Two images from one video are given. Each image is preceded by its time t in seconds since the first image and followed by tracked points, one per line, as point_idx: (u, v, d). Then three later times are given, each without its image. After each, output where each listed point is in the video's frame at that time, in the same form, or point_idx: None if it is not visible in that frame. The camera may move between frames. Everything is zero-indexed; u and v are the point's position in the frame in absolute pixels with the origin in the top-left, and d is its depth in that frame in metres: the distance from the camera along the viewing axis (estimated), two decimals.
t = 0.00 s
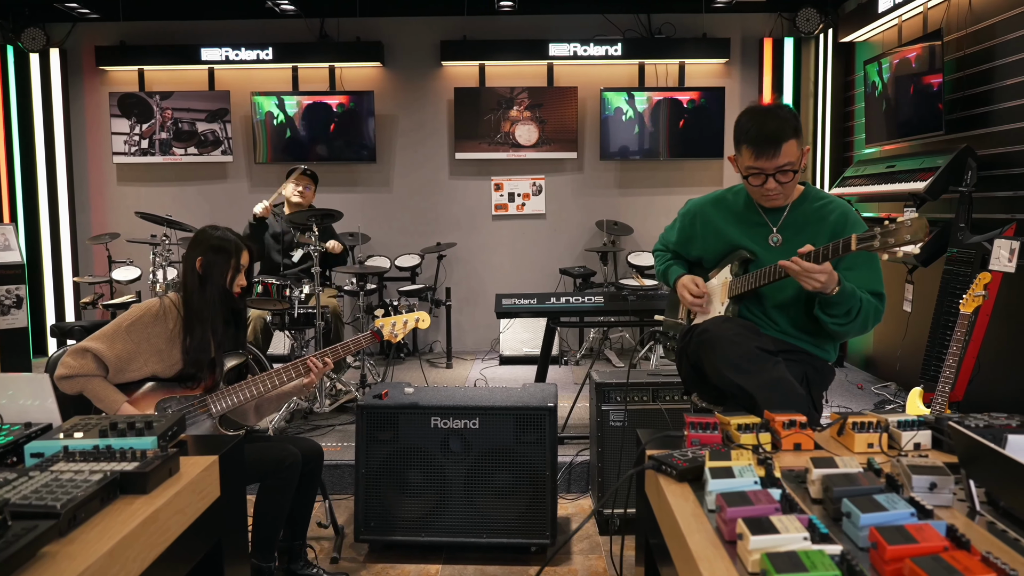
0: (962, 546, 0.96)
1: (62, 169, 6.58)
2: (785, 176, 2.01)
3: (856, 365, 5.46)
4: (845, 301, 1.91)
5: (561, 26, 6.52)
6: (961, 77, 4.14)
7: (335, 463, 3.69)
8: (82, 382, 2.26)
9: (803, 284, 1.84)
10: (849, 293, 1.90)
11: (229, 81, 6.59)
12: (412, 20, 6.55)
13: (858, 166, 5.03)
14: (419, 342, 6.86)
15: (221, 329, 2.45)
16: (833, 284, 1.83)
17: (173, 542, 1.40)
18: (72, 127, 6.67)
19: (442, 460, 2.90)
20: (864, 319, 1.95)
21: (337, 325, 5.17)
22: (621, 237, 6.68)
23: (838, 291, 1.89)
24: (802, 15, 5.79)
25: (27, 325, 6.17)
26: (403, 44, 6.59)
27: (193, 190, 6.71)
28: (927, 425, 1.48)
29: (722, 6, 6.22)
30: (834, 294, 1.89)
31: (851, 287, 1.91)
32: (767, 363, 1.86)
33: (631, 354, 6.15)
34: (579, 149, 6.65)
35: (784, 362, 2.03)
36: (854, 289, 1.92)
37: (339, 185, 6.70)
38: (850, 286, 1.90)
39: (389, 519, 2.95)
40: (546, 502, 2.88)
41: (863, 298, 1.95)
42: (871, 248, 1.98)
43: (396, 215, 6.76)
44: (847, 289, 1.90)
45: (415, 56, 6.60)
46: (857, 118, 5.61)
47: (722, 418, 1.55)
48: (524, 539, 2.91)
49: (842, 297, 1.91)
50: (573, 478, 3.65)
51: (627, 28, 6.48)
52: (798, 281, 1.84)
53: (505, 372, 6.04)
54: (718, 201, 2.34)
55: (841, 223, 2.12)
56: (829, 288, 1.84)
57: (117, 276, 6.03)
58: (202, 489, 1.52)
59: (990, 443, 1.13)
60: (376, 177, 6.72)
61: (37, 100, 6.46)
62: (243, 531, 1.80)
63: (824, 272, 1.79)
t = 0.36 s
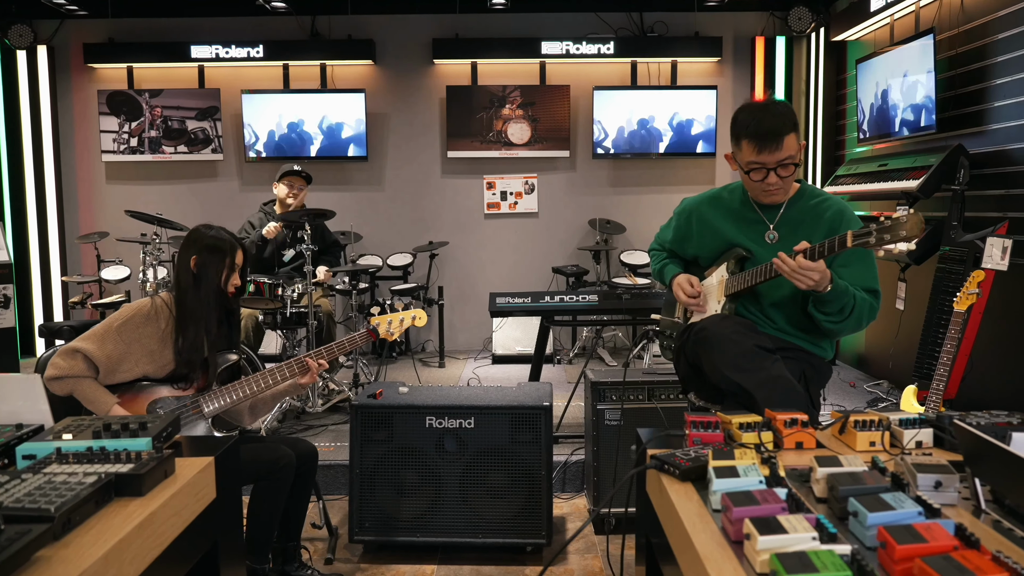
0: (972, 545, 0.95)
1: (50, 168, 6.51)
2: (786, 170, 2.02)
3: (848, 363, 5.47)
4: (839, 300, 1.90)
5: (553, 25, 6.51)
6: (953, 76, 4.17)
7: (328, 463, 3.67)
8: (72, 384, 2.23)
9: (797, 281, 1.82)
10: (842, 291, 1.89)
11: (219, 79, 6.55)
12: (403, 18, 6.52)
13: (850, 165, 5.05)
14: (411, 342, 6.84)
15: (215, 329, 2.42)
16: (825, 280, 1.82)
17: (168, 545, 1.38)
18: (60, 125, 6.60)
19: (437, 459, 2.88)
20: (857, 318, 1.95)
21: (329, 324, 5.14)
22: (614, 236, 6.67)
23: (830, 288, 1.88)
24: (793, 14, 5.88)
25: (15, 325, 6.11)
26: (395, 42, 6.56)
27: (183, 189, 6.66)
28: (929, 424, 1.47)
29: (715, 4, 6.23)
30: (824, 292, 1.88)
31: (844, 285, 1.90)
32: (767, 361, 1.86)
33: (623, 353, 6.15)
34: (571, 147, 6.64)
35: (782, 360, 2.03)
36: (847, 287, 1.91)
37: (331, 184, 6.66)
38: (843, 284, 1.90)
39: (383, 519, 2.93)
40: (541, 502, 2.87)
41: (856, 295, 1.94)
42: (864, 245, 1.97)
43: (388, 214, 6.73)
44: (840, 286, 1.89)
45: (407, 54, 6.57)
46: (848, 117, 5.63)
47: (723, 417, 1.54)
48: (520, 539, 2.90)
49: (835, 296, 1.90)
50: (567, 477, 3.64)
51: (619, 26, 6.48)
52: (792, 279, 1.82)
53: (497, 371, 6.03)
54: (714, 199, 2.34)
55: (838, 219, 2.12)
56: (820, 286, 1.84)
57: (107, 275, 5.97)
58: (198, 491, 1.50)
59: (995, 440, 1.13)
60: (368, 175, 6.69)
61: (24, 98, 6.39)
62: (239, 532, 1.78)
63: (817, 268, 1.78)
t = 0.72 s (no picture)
0: (987, 545, 0.95)
1: (40, 166, 6.45)
2: (788, 167, 2.01)
3: (843, 362, 5.48)
4: (842, 301, 1.89)
5: (548, 23, 6.50)
6: (948, 74, 4.18)
7: (325, 464, 3.64)
8: (62, 382, 2.19)
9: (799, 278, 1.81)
10: (845, 292, 1.88)
11: (211, 77, 6.50)
12: (397, 15, 6.49)
13: (845, 163, 5.05)
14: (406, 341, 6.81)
15: (210, 328, 2.39)
16: (825, 280, 1.80)
17: (168, 549, 1.36)
18: (50, 124, 6.54)
19: (434, 460, 2.86)
20: (859, 318, 1.94)
21: (324, 324, 5.11)
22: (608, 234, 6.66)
23: (833, 290, 1.87)
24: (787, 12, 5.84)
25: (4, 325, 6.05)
26: (388, 39, 6.52)
27: (175, 188, 6.61)
28: (935, 423, 1.46)
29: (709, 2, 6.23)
30: (824, 292, 1.86)
31: (847, 285, 1.89)
32: (768, 359, 1.85)
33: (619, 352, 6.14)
34: (565, 146, 6.63)
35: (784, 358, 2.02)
36: (850, 288, 1.90)
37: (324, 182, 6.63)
38: (846, 285, 1.89)
39: (381, 520, 2.91)
40: (540, 502, 2.85)
41: (859, 295, 1.93)
42: (866, 244, 1.96)
43: (381, 213, 6.70)
44: (843, 287, 1.88)
45: (400, 52, 6.54)
46: (843, 115, 5.64)
47: (728, 416, 1.53)
48: (518, 539, 2.89)
49: (837, 297, 1.89)
50: (565, 477, 3.63)
51: (613, 24, 6.47)
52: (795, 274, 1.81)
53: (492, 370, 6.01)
54: (715, 196, 2.33)
55: (839, 218, 2.10)
56: (821, 285, 1.81)
57: (98, 275, 5.92)
58: (198, 493, 1.48)
59: (1006, 438, 1.12)
60: (362, 174, 6.66)
61: (13, 96, 6.33)
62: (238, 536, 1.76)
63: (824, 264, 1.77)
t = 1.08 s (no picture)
0: (1003, 542, 0.94)
1: (33, 165, 6.40)
2: (787, 168, 2.00)
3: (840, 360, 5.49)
4: (852, 301, 1.89)
5: (544, 21, 6.49)
6: (946, 72, 4.18)
7: (323, 464, 3.62)
8: (61, 382, 2.17)
9: (808, 274, 1.79)
10: (856, 293, 1.87)
11: (206, 75, 6.46)
12: (393, 13, 6.46)
13: (842, 161, 5.05)
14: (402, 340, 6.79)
15: (208, 328, 2.37)
16: (835, 279, 1.78)
17: (171, 550, 1.34)
18: (43, 122, 6.49)
19: (434, 459, 2.84)
20: (869, 317, 1.94)
21: (321, 323, 5.08)
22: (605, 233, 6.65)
23: (843, 290, 1.86)
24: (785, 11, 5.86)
25: None
26: (384, 37, 6.50)
27: (170, 187, 6.57)
28: (943, 420, 1.46)
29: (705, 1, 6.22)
30: (834, 291, 1.84)
31: (858, 286, 1.88)
32: (773, 358, 1.84)
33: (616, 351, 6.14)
34: (562, 144, 6.61)
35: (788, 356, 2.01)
36: (860, 288, 1.89)
37: (320, 181, 6.60)
38: (856, 285, 1.88)
39: (381, 520, 2.90)
40: (540, 502, 2.84)
41: (868, 295, 1.93)
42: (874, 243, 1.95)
43: (378, 212, 6.68)
44: (854, 288, 1.87)
45: (396, 49, 6.51)
46: (839, 113, 5.65)
47: (736, 414, 1.52)
48: (519, 539, 2.87)
49: (848, 297, 1.88)
50: (564, 475, 3.62)
51: (610, 23, 6.46)
52: (803, 270, 1.79)
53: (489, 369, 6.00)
54: (718, 194, 2.33)
55: (843, 217, 2.10)
56: (832, 283, 1.79)
57: (92, 275, 5.88)
58: (200, 493, 1.46)
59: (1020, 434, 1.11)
60: (358, 172, 6.63)
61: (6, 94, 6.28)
62: (239, 537, 1.74)
63: (832, 261, 1.75)
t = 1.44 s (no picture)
0: (1014, 539, 0.93)
1: (24, 165, 6.36)
2: (759, 182, 2.06)
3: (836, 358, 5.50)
4: (867, 296, 1.87)
5: (540, 20, 6.47)
6: (940, 70, 4.19)
7: (320, 465, 3.60)
8: (56, 384, 2.15)
9: (824, 269, 1.78)
10: (872, 287, 1.86)
11: (199, 75, 6.43)
12: (388, 12, 6.44)
13: (837, 160, 5.06)
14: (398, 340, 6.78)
15: (205, 327, 2.35)
16: (852, 275, 1.77)
17: (172, 553, 1.32)
18: (35, 122, 6.44)
19: (433, 460, 2.82)
20: (884, 310, 1.93)
21: (316, 323, 5.06)
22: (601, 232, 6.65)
23: (859, 285, 1.84)
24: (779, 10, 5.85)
25: None
26: (379, 37, 6.48)
27: (163, 186, 6.54)
28: (947, 418, 1.45)
29: None
30: (850, 287, 1.83)
31: (873, 280, 1.87)
32: (776, 356, 1.84)
33: (612, 350, 6.14)
34: (557, 143, 6.60)
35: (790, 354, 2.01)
36: (875, 283, 1.87)
37: (315, 181, 6.58)
38: (872, 280, 1.86)
39: (378, 520, 2.88)
40: (539, 501, 2.83)
41: (882, 289, 1.91)
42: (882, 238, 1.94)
43: (373, 212, 6.66)
44: (870, 283, 1.86)
45: (391, 49, 6.49)
46: (834, 112, 5.66)
47: (740, 412, 1.51)
48: (519, 538, 2.86)
49: (863, 292, 1.86)
50: (562, 475, 3.61)
51: (605, 22, 6.46)
52: (819, 267, 1.78)
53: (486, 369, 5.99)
54: (717, 193, 2.33)
55: (841, 215, 2.09)
56: (848, 278, 1.78)
57: (85, 275, 5.84)
58: (200, 495, 1.44)
59: None
60: (353, 172, 6.61)
61: None
62: (239, 539, 1.72)
63: (847, 256, 1.74)
